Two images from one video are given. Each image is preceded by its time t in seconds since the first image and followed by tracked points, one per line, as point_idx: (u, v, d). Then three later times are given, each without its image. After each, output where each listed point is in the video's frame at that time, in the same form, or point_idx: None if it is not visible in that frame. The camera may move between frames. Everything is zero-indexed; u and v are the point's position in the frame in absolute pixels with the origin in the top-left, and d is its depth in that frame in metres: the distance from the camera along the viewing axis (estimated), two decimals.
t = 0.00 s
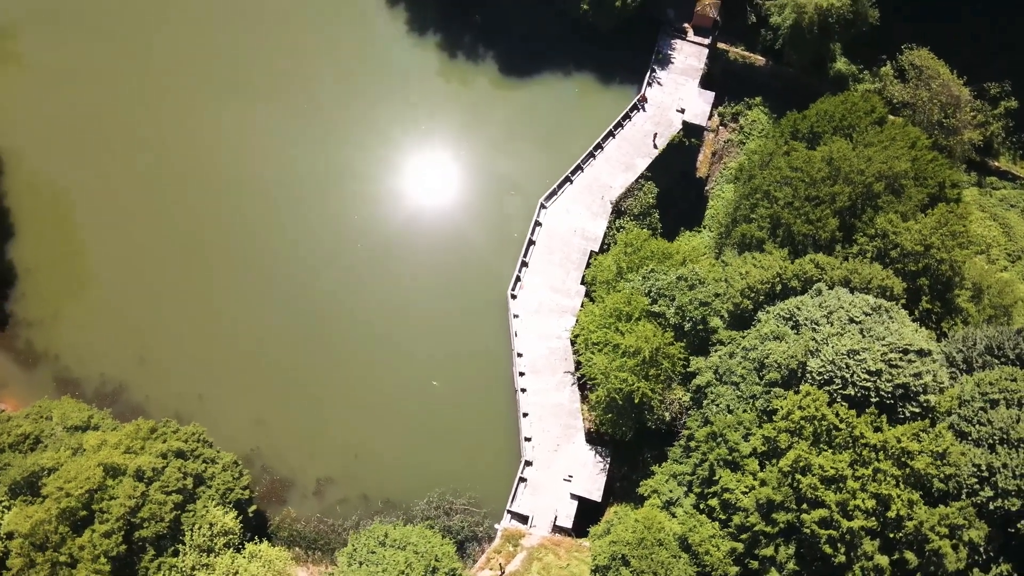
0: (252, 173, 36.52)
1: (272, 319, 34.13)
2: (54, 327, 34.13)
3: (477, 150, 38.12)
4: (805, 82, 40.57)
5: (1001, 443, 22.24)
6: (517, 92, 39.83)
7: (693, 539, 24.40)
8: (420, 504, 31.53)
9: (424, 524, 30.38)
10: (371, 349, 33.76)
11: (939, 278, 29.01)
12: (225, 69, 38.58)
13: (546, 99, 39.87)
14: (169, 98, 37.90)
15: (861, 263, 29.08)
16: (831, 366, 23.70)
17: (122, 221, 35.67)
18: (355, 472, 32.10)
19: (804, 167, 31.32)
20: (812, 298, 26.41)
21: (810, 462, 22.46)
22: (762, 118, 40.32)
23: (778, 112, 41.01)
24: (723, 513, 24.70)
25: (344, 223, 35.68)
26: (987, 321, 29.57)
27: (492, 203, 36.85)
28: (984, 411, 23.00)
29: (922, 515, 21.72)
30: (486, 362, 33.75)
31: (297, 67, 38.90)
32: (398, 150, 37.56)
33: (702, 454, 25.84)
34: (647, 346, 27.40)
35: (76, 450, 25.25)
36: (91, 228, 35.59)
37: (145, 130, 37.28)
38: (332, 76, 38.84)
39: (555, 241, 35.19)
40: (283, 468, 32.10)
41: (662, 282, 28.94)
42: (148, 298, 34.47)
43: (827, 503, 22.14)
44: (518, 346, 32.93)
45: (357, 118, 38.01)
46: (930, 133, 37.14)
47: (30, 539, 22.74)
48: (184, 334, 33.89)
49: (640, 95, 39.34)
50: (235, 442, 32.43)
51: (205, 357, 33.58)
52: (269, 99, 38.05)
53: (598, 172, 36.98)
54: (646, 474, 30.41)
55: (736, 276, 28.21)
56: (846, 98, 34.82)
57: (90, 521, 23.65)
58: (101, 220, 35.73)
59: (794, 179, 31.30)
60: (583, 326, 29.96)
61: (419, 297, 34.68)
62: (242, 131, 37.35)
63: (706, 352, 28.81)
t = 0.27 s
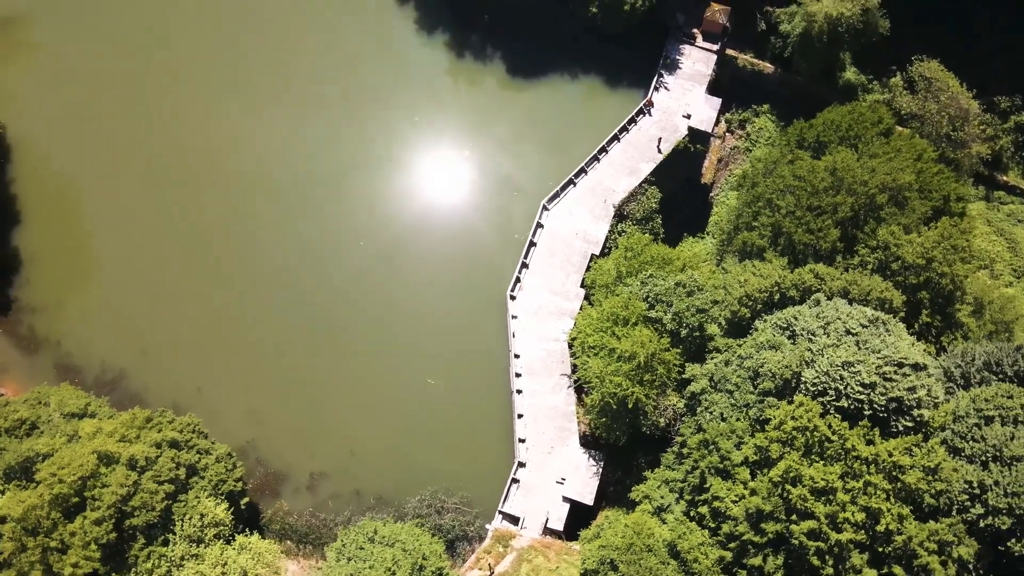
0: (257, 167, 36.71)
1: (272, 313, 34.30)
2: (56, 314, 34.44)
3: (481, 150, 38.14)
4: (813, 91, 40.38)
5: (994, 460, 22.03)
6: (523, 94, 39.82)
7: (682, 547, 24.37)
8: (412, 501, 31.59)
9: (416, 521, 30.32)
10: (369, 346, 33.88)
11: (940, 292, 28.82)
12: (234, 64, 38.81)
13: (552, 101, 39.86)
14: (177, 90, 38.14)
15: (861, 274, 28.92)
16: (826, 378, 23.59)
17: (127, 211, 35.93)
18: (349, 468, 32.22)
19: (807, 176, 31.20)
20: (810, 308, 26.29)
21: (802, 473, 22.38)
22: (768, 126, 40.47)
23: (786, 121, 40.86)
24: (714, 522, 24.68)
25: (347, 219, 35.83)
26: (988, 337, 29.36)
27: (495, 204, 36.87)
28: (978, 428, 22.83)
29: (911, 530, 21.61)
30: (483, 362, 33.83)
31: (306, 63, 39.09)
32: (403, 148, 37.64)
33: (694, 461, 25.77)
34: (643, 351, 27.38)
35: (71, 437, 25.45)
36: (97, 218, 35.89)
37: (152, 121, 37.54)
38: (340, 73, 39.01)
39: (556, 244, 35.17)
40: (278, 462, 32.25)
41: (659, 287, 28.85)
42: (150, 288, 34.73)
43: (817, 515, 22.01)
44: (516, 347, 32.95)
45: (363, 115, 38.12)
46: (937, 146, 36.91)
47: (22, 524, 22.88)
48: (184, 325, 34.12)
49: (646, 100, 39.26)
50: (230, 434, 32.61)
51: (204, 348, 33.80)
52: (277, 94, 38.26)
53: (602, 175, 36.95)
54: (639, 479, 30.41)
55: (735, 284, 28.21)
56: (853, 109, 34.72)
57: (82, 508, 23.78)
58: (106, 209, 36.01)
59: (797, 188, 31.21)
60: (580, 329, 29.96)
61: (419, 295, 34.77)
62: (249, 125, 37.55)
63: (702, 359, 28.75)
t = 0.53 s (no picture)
0: (262, 161, 36.90)
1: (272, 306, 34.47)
2: (59, 301, 34.73)
3: (486, 150, 38.16)
4: (822, 100, 40.14)
5: (987, 477, 21.93)
6: (530, 95, 39.82)
7: (671, 553, 24.33)
8: (405, 499, 31.66)
9: (407, 519, 30.41)
10: (367, 343, 34.00)
11: (941, 306, 28.63)
12: (243, 58, 39.05)
13: (558, 103, 39.84)
14: (186, 83, 38.39)
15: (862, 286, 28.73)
16: (820, 388, 23.52)
17: (132, 201, 36.19)
18: (343, 463, 32.34)
19: (810, 186, 31.09)
20: (807, 318, 26.16)
21: (792, 484, 22.30)
22: (775, 135, 39.84)
23: (793, 129, 40.60)
24: (703, 529, 24.64)
25: (349, 216, 35.95)
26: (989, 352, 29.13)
27: (497, 205, 36.88)
28: (972, 444, 22.71)
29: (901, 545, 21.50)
30: (481, 362, 33.90)
31: (314, 59, 39.27)
32: (407, 146, 37.73)
33: (686, 468, 25.71)
34: (639, 356, 27.39)
35: (67, 424, 25.69)
36: (102, 207, 36.17)
37: (160, 113, 37.79)
38: (348, 70, 39.17)
39: (557, 246, 35.16)
40: (273, 455, 32.39)
41: (657, 293, 28.82)
42: (152, 278, 34.96)
43: (806, 526, 21.95)
44: (513, 348, 32.98)
45: (369, 113, 38.24)
46: (944, 158, 36.46)
47: (15, 509, 23.11)
48: (184, 316, 34.35)
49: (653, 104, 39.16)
50: (227, 425, 32.79)
51: (203, 340, 34.00)
52: (284, 89, 38.44)
53: (606, 179, 36.91)
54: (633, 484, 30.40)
55: (733, 292, 28.21)
56: (861, 119, 34.40)
57: (76, 495, 24.00)
58: (111, 198, 36.29)
59: (799, 197, 31.11)
60: (577, 332, 29.93)
61: (419, 294, 34.85)
62: (256, 119, 37.76)
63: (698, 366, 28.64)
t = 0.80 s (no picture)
0: (268, 155, 37.09)
1: (272, 300, 34.64)
2: (63, 289, 35.02)
3: (490, 150, 38.16)
4: (830, 109, 39.92)
5: (979, 494, 22.05)
6: (536, 96, 39.78)
7: (659, 559, 24.30)
8: (398, 496, 31.77)
9: (399, 516, 30.50)
10: (366, 339, 34.12)
11: (941, 320, 28.46)
12: (252, 52, 39.24)
13: (565, 105, 39.78)
14: (194, 75, 38.62)
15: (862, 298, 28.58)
16: (814, 400, 23.45)
17: (138, 191, 36.45)
18: (338, 458, 32.47)
19: (813, 195, 30.96)
20: (805, 328, 26.01)
21: (782, 494, 22.30)
22: (783, 142, 40.03)
23: (801, 137, 40.53)
24: (692, 536, 24.61)
25: (352, 212, 36.10)
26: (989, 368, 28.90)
27: (500, 205, 36.91)
28: (965, 460, 22.63)
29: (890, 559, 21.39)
30: (478, 361, 33.95)
31: (323, 55, 39.42)
32: (413, 144, 37.80)
33: (678, 474, 25.63)
34: (634, 360, 27.37)
35: (64, 411, 25.93)
36: (108, 196, 36.44)
37: (168, 104, 38.04)
38: (355, 67, 39.30)
39: (559, 248, 35.14)
40: (268, 447, 32.55)
41: (655, 298, 28.79)
42: (155, 269, 35.22)
43: (795, 537, 21.87)
44: (511, 349, 33.00)
45: (376, 110, 38.35)
46: (951, 171, 36.37)
47: (8, 493, 23.33)
48: (186, 308, 34.57)
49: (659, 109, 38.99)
50: (224, 417, 32.97)
51: (203, 331, 34.21)
52: (291, 84, 38.62)
53: (609, 182, 36.84)
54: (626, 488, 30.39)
55: (732, 300, 28.18)
56: (868, 129, 34.14)
57: (69, 481, 24.23)
58: (117, 188, 36.56)
59: (803, 206, 30.97)
60: (574, 334, 29.86)
61: (419, 292, 34.95)
62: (263, 113, 37.94)
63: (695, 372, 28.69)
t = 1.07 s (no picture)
0: (274, 149, 37.26)
1: (273, 294, 34.80)
2: (67, 276, 35.30)
3: (495, 150, 38.17)
4: (838, 117, 39.49)
5: (970, 510, 21.94)
6: (543, 97, 39.75)
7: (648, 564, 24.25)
8: (391, 492, 31.85)
9: (391, 513, 30.53)
10: (365, 336, 34.22)
11: (941, 334, 28.27)
12: (262, 46, 39.41)
13: (571, 107, 39.73)
14: (204, 68, 38.83)
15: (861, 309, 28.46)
16: (808, 410, 23.36)
17: (144, 181, 36.71)
18: (332, 453, 32.58)
19: (816, 204, 30.81)
20: (802, 338, 25.86)
21: (771, 504, 22.22)
22: (789, 151, 39.67)
23: (808, 145, 40.31)
24: (681, 543, 24.59)
25: (356, 209, 36.24)
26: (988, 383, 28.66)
27: (503, 205, 36.94)
28: (959, 475, 22.54)
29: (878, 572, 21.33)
30: (475, 361, 33.99)
31: (332, 51, 39.56)
32: (418, 142, 37.86)
33: (670, 480, 25.54)
34: (630, 364, 27.34)
35: (61, 398, 26.15)
36: (114, 186, 36.71)
37: (177, 96, 38.30)
38: (364, 64, 39.42)
39: (560, 250, 35.10)
40: (264, 440, 32.68)
41: (653, 303, 28.75)
42: (159, 259, 35.46)
43: (783, 547, 21.81)
44: (508, 350, 32.99)
45: (383, 107, 38.47)
46: (958, 183, 35.92)
47: (3, 478, 23.56)
48: (187, 298, 34.79)
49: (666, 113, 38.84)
50: (221, 408, 33.09)
51: (204, 322, 34.40)
52: (298, 79, 38.79)
53: (613, 185, 36.76)
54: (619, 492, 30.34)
55: (730, 306, 27.90)
56: (874, 139, 33.92)
57: (63, 468, 24.42)
58: (124, 178, 36.83)
59: (805, 215, 30.82)
60: (571, 337, 29.78)
61: (420, 290, 35.02)
62: (270, 107, 38.13)
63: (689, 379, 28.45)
